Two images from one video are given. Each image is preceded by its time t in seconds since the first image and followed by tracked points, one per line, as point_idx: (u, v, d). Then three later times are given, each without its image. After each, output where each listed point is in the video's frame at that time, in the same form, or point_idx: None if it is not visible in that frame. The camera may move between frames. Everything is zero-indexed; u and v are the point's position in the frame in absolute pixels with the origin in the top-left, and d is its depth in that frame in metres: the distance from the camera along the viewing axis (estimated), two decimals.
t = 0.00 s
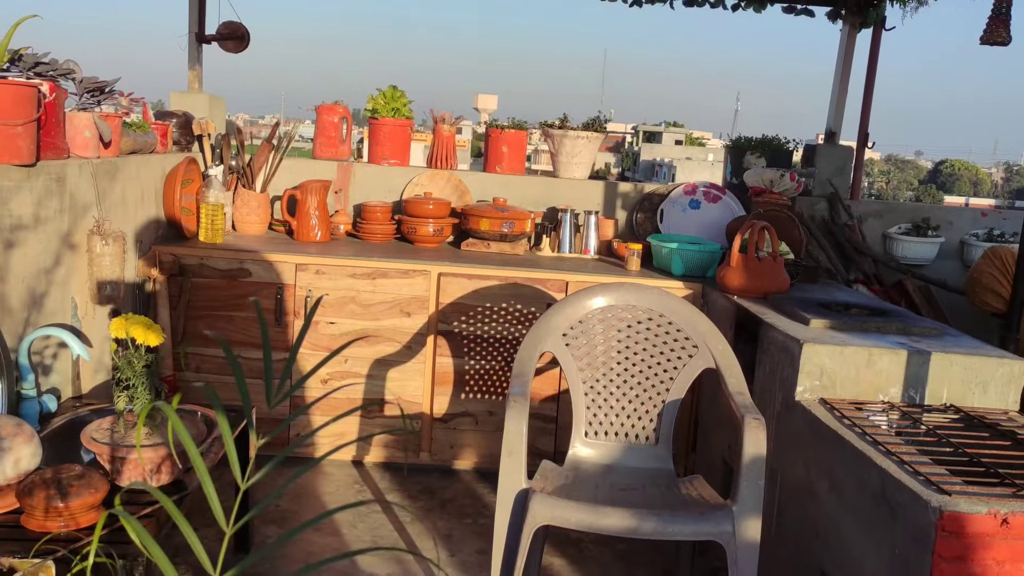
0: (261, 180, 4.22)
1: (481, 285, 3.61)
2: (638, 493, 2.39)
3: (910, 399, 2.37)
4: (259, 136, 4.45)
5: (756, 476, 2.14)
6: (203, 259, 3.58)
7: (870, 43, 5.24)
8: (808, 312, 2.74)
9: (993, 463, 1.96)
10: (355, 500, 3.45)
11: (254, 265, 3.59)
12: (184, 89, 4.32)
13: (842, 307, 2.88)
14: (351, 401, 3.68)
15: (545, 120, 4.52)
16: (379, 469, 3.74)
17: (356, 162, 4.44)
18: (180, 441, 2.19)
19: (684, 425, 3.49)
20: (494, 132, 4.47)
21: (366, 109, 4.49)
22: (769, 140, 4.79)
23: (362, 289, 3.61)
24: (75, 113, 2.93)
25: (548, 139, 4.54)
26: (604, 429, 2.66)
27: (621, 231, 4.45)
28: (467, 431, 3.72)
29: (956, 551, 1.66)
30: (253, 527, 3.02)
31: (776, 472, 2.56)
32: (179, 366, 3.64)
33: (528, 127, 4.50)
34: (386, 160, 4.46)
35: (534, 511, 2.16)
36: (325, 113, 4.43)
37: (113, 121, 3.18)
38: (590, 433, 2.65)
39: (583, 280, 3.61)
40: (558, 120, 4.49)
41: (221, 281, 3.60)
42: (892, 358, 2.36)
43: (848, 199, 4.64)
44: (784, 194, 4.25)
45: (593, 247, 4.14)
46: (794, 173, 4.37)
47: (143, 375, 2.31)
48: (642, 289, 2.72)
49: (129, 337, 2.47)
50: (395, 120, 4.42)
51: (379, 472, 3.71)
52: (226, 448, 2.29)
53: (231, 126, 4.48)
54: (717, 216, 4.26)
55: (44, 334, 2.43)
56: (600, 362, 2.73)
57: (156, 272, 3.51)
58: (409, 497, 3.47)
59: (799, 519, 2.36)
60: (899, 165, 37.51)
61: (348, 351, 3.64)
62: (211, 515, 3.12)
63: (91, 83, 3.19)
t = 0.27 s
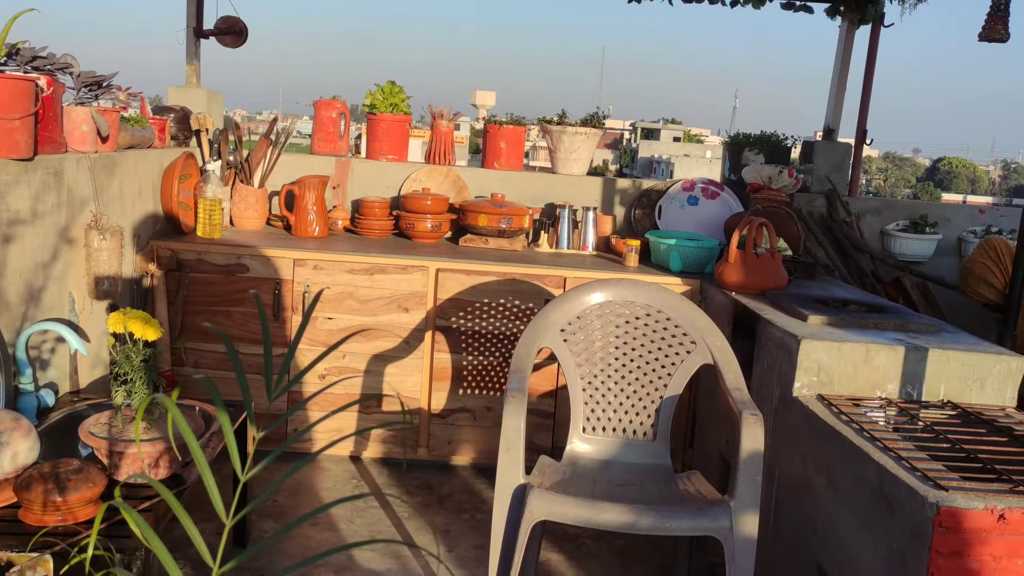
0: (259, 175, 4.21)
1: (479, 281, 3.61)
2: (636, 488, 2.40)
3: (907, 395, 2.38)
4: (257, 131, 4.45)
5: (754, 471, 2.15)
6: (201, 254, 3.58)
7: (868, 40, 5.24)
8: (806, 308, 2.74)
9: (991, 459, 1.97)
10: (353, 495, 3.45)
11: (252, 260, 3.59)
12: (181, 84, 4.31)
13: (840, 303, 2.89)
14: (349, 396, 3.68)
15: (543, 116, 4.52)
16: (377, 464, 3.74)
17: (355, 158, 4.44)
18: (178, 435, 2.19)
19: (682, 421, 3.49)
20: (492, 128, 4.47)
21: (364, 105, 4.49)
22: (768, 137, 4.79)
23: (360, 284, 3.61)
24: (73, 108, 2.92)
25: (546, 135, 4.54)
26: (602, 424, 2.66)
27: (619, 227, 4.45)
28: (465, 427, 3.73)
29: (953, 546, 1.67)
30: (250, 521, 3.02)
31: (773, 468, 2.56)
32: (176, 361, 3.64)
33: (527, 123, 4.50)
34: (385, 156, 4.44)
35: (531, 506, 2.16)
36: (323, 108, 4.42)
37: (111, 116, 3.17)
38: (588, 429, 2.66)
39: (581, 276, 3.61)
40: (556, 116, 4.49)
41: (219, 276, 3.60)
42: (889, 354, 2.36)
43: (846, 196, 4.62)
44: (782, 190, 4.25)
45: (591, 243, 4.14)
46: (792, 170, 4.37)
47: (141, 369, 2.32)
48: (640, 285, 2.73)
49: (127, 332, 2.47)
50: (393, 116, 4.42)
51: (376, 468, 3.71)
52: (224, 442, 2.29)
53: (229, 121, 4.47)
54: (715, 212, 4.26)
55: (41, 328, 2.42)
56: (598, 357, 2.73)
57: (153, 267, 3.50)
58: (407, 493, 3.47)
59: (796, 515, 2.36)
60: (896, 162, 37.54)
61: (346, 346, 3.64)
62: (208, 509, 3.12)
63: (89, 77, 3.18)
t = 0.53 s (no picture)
0: (256, 170, 4.20)
1: (476, 276, 3.60)
2: (633, 483, 2.40)
3: (904, 390, 2.38)
4: (253, 126, 4.44)
5: (751, 466, 2.15)
6: (197, 249, 3.58)
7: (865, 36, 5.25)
8: (803, 304, 2.75)
9: (987, 454, 1.97)
10: (350, 490, 3.45)
11: (249, 255, 3.59)
12: (178, 78, 4.30)
13: (837, 299, 2.89)
14: (345, 391, 3.68)
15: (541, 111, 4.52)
16: (374, 459, 3.74)
17: (352, 153, 4.43)
18: (175, 429, 2.18)
19: (679, 417, 3.50)
20: (490, 123, 4.47)
21: (361, 99, 4.49)
22: (765, 132, 4.77)
23: (357, 279, 3.61)
24: (69, 101, 2.90)
25: (543, 130, 4.53)
26: (599, 419, 2.66)
27: (616, 223, 4.45)
28: (462, 422, 3.73)
29: (950, 541, 1.67)
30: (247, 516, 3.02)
31: (770, 463, 2.56)
32: (173, 356, 3.64)
33: (524, 118, 4.49)
34: (382, 151, 4.45)
35: (528, 500, 2.16)
36: (321, 103, 4.42)
37: (107, 109, 3.16)
38: (585, 424, 2.66)
39: (579, 271, 3.61)
40: (553, 111, 4.48)
41: (216, 271, 3.59)
42: (886, 350, 2.37)
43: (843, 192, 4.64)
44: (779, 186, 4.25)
45: (588, 239, 4.14)
46: (789, 166, 4.31)
47: (139, 364, 2.32)
48: (637, 280, 2.73)
49: (123, 326, 2.46)
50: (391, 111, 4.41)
51: (373, 463, 3.71)
52: (221, 436, 2.29)
53: (226, 115, 4.46)
54: (712, 208, 4.26)
55: (37, 322, 2.41)
56: (595, 353, 2.73)
57: (150, 262, 3.50)
58: (403, 488, 3.47)
59: (793, 510, 2.37)
60: (892, 159, 37.59)
61: (343, 341, 3.64)
62: (205, 504, 3.12)
63: (85, 71, 3.17)
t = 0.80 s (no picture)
0: (251, 163, 4.19)
1: (472, 271, 3.60)
2: (628, 478, 2.40)
3: (899, 385, 2.39)
4: (248, 120, 4.42)
5: (746, 461, 2.15)
6: (192, 243, 3.56)
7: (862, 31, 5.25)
8: (798, 299, 2.75)
9: (981, 450, 1.97)
10: (345, 485, 3.45)
11: (244, 249, 3.58)
12: (172, 72, 4.28)
13: (832, 294, 2.89)
14: (340, 385, 3.68)
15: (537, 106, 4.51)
16: (369, 454, 3.74)
17: (347, 147, 4.42)
18: (170, 423, 2.18)
19: (674, 412, 3.50)
20: (486, 118, 4.45)
21: (357, 93, 4.47)
22: (761, 128, 4.80)
23: (353, 274, 3.60)
24: (63, 94, 2.88)
25: (539, 124, 4.52)
26: (595, 414, 2.66)
27: (612, 217, 4.45)
28: (457, 417, 3.72)
29: (944, 536, 1.68)
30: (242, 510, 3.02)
31: (765, 458, 2.57)
32: (168, 350, 3.63)
33: (520, 113, 4.48)
34: (377, 145, 4.44)
35: (523, 495, 2.16)
36: (315, 96, 4.39)
37: (101, 103, 3.14)
38: (581, 419, 2.66)
39: (574, 266, 3.61)
40: (549, 106, 4.47)
41: (210, 265, 3.58)
42: (881, 345, 2.37)
43: (838, 187, 4.67)
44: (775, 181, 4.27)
45: (584, 234, 4.14)
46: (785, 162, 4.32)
47: (132, 358, 2.31)
48: (633, 275, 2.72)
49: (117, 320, 2.46)
50: (387, 105, 4.41)
51: (368, 458, 3.71)
52: (216, 431, 2.29)
53: (221, 109, 4.44)
54: (708, 203, 4.25)
55: (31, 316, 2.40)
56: (591, 348, 2.73)
57: (145, 256, 3.48)
58: (398, 483, 3.47)
59: (788, 504, 2.37)
60: (887, 155, 37.66)
61: (338, 335, 3.64)
62: (199, 498, 3.11)
63: (79, 64, 3.15)
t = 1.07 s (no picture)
0: (244, 157, 4.18)
1: (466, 265, 3.59)
2: (622, 472, 2.40)
3: (892, 380, 2.39)
4: (241, 114, 4.40)
5: (739, 455, 2.16)
6: (185, 237, 3.55)
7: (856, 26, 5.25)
8: (792, 294, 2.75)
9: (974, 444, 1.98)
10: (338, 479, 3.44)
11: (237, 243, 3.56)
12: (165, 65, 4.26)
13: (826, 289, 2.90)
14: (334, 380, 3.67)
15: (531, 100, 4.50)
16: (363, 448, 3.73)
17: (341, 141, 4.40)
18: (162, 418, 2.17)
19: (668, 407, 3.51)
20: (480, 112, 4.44)
21: (350, 87, 4.45)
22: (755, 123, 4.79)
23: (346, 268, 3.59)
24: (54, 87, 2.87)
25: (534, 119, 4.52)
26: (589, 409, 2.66)
27: (606, 212, 4.44)
28: (451, 411, 3.72)
29: (936, 530, 1.68)
30: (235, 505, 3.01)
31: (758, 452, 2.57)
32: (161, 345, 3.62)
33: (515, 107, 4.47)
34: (371, 139, 4.42)
35: (517, 490, 2.16)
36: (310, 90, 4.39)
37: (93, 96, 3.12)
38: (575, 413, 2.66)
39: (568, 260, 3.61)
40: (544, 100, 4.46)
41: (204, 259, 3.57)
42: (874, 340, 2.38)
43: (832, 182, 4.68)
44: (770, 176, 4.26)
45: (579, 228, 4.13)
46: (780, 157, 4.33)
47: (124, 352, 2.31)
48: (627, 270, 2.72)
49: (109, 314, 2.45)
50: (381, 98, 4.38)
51: (362, 452, 3.70)
52: (209, 426, 2.28)
53: (214, 102, 4.42)
54: (702, 198, 4.25)
55: (22, 310, 2.39)
56: (585, 342, 2.73)
57: (137, 250, 3.47)
58: (392, 477, 3.47)
59: (781, 499, 2.38)
60: (881, 151, 37.74)
61: (332, 330, 3.63)
62: (192, 493, 3.11)
63: (71, 57, 3.13)
